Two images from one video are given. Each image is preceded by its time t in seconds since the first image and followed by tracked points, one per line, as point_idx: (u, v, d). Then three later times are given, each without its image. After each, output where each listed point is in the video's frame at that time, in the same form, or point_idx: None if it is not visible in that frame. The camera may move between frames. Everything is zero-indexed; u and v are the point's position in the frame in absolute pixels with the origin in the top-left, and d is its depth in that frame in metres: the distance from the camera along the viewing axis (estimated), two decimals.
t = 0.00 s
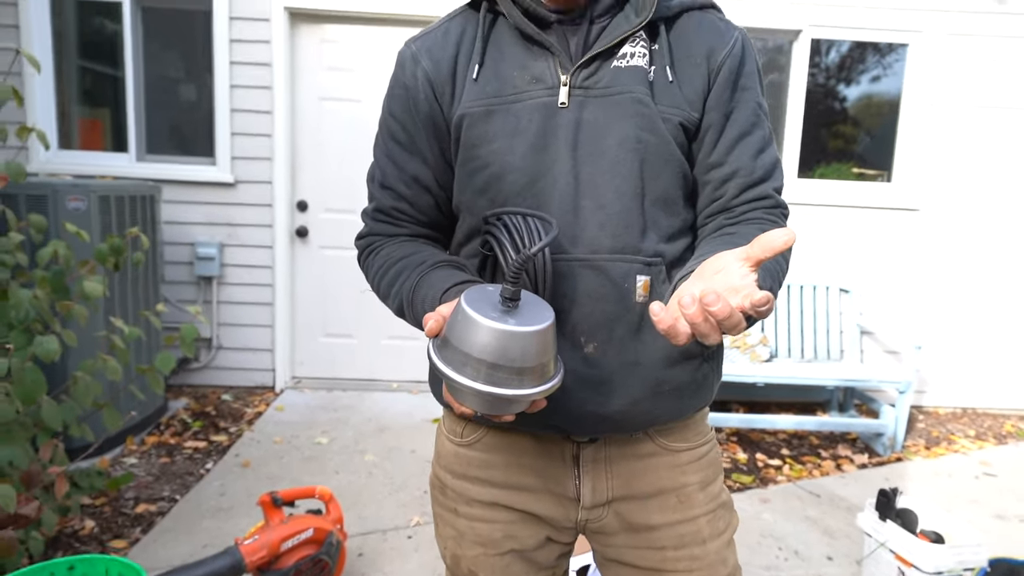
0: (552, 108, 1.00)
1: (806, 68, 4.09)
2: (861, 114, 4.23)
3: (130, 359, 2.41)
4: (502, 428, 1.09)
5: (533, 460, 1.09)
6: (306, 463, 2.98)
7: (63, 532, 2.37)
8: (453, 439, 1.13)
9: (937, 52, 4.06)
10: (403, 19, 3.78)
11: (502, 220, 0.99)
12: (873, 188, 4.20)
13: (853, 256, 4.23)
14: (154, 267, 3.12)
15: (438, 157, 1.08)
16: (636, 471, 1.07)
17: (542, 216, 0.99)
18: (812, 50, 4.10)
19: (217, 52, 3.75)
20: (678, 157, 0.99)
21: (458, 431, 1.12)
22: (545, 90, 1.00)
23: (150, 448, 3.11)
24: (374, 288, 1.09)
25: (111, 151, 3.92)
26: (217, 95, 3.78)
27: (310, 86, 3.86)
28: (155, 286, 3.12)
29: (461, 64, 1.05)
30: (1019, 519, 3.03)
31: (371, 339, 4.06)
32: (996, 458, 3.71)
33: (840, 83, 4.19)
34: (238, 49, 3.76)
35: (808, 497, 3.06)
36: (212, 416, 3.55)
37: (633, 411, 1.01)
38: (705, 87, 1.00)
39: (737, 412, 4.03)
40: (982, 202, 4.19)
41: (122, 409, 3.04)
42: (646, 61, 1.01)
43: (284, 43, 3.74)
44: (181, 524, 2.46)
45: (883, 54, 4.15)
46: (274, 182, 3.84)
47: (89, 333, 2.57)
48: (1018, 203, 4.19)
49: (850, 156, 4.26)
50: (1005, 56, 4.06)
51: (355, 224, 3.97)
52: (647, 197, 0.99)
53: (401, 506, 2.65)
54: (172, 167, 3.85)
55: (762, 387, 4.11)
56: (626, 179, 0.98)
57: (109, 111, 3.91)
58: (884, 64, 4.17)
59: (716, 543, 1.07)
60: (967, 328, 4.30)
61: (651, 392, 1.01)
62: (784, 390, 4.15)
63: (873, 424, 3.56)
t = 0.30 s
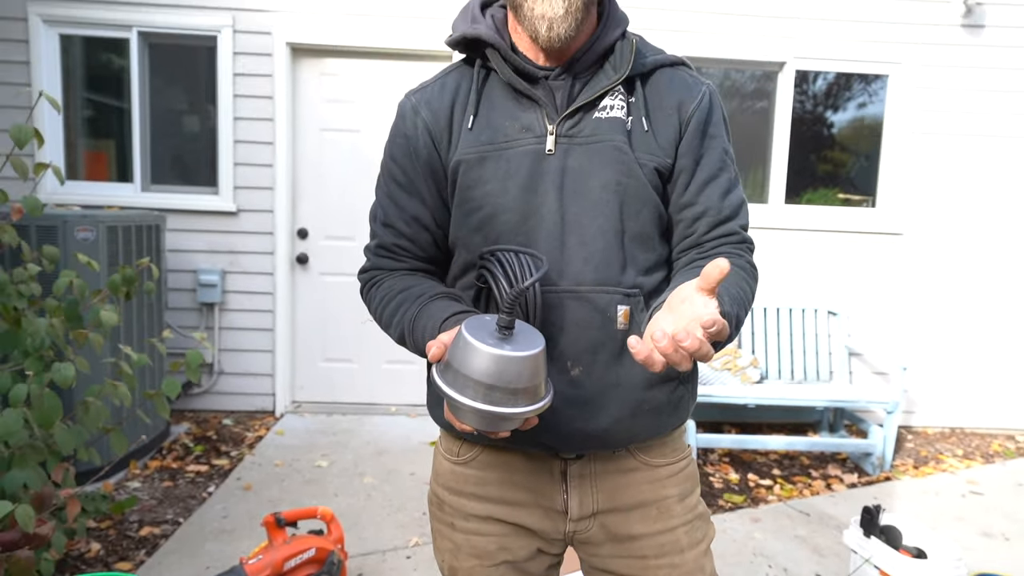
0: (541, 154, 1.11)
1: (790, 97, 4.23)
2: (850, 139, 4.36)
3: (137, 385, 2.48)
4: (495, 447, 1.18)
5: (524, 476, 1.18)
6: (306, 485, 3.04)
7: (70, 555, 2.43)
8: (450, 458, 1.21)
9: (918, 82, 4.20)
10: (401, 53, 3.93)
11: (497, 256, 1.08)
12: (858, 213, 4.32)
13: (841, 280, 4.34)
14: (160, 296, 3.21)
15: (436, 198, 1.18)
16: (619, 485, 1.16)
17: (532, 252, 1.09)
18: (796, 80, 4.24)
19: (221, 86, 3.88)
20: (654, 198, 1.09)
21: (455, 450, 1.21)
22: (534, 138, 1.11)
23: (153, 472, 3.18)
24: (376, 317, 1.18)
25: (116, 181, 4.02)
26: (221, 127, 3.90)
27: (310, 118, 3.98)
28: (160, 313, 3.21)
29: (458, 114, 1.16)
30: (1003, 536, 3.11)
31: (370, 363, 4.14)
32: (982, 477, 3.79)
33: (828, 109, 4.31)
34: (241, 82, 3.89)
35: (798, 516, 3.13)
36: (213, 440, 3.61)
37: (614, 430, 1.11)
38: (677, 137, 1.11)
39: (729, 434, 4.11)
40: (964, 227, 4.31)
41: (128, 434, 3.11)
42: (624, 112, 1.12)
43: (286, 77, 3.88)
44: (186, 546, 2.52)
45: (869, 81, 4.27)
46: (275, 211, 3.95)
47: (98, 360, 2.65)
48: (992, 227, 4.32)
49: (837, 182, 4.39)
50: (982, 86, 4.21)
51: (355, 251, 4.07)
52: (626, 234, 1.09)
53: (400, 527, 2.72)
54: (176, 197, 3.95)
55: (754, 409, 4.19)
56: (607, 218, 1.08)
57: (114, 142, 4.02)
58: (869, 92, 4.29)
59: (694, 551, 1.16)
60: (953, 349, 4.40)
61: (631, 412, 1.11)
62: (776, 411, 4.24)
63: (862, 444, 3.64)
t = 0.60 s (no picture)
0: (535, 207, 1.22)
1: (780, 136, 4.37)
2: (840, 173, 4.48)
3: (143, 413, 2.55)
4: (490, 474, 1.26)
5: (516, 502, 1.26)
6: (304, 512, 3.10)
7: None
8: (447, 485, 1.30)
9: (904, 122, 4.34)
10: (403, 90, 4.07)
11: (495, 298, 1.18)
12: (845, 249, 4.44)
13: (830, 313, 4.43)
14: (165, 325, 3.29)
15: (440, 244, 1.28)
16: (604, 511, 1.25)
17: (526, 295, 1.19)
18: (785, 119, 4.38)
19: (228, 121, 4.01)
20: (639, 247, 1.20)
21: (452, 478, 1.29)
22: (529, 192, 1.23)
23: (153, 498, 3.23)
24: (381, 352, 1.27)
25: (122, 212, 4.13)
26: (227, 161, 4.02)
27: (314, 152, 4.11)
28: (164, 341, 3.29)
29: (460, 169, 1.27)
30: (988, 567, 3.17)
31: (368, 392, 4.22)
32: (970, 509, 3.85)
33: (819, 144, 4.45)
34: (248, 118, 4.02)
35: (787, 546, 3.19)
36: (213, 467, 3.67)
37: (600, 459, 1.20)
38: (659, 192, 1.23)
39: (721, 464, 4.17)
40: (948, 263, 4.43)
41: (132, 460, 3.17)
42: (611, 169, 1.24)
43: (292, 113, 4.01)
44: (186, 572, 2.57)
45: (858, 119, 4.41)
46: (278, 242, 4.05)
47: (106, 388, 2.73)
48: (976, 263, 4.44)
49: (827, 218, 4.51)
50: (963, 127, 4.36)
51: (356, 282, 4.17)
52: (613, 279, 1.20)
53: (397, 554, 2.77)
54: (181, 228, 4.05)
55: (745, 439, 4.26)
56: (595, 264, 1.19)
57: (121, 173, 4.12)
58: (859, 128, 4.43)
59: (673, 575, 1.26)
60: (939, 382, 4.50)
61: (614, 443, 1.20)
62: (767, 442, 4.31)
63: (850, 475, 3.71)
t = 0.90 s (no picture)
0: (526, 261, 1.31)
1: (766, 177, 4.50)
2: (826, 208, 4.59)
3: (142, 454, 2.59)
4: (484, 514, 1.32)
5: (509, 540, 1.32)
6: (301, 553, 3.12)
7: None
8: (443, 524, 1.36)
9: (885, 163, 4.49)
10: (400, 135, 4.20)
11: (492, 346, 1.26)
12: (832, 287, 4.54)
13: (819, 350, 4.51)
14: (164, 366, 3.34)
15: (436, 295, 1.36)
16: (592, 548, 1.32)
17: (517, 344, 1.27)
18: (771, 162, 4.51)
19: (229, 166, 4.13)
20: (622, 299, 1.29)
21: (448, 517, 1.35)
22: (521, 248, 1.32)
23: (149, 539, 3.24)
24: (380, 396, 1.34)
25: (123, 253, 4.20)
26: (228, 203, 4.13)
27: (312, 196, 4.22)
28: (163, 382, 3.34)
29: (456, 225, 1.36)
30: None
31: (364, 431, 4.26)
32: (961, 544, 3.88)
33: (807, 183, 4.57)
34: (248, 162, 4.14)
35: None
36: (208, 507, 3.68)
37: (586, 498, 1.27)
38: (641, 249, 1.32)
39: (714, 501, 4.21)
40: (933, 300, 4.54)
41: (131, 501, 3.20)
42: (597, 227, 1.34)
43: (291, 159, 4.13)
44: None
45: (843, 158, 4.55)
46: (277, 283, 4.13)
47: (106, 429, 2.77)
48: (959, 300, 4.55)
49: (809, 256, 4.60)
50: (942, 169, 4.51)
51: (352, 322, 4.24)
52: (598, 329, 1.28)
53: None
54: (182, 270, 4.13)
55: (738, 476, 4.30)
56: (582, 315, 1.27)
57: (123, 216, 4.21)
58: (844, 168, 4.57)
59: None
60: (927, 418, 4.56)
61: (600, 483, 1.27)
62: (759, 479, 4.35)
63: (842, 511, 3.75)
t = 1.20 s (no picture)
0: (508, 284, 1.36)
1: (746, 193, 4.58)
2: (808, 226, 4.69)
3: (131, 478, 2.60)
4: (465, 530, 1.37)
5: (491, 555, 1.37)
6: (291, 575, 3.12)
7: None
8: (427, 540, 1.41)
9: (862, 178, 4.60)
10: (385, 158, 4.27)
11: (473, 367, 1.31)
12: (814, 300, 4.61)
13: (803, 362, 4.56)
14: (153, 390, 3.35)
15: (420, 317, 1.40)
16: (571, 561, 1.37)
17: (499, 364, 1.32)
18: (751, 178, 4.60)
19: (216, 190, 4.17)
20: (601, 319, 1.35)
21: (432, 533, 1.40)
22: (502, 271, 1.37)
23: (138, 565, 3.23)
24: (365, 415, 1.38)
25: (110, 278, 4.21)
26: (215, 227, 4.16)
27: (300, 219, 4.27)
28: (151, 406, 3.35)
29: (440, 249, 1.42)
30: None
31: (353, 451, 4.27)
32: (945, 552, 3.94)
33: (788, 199, 4.66)
34: (235, 187, 4.18)
35: None
36: (197, 532, 3.68)
37: (564, 512, 1.32)
38: (618, 272, 1.40)
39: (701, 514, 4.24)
40: (912, 311, 4.62)
41: (121, 526, 3.20)
42: (575, 252, 1.40)
43: (278, 183, 4.18)
44: None
45: (823, 173, 4.65)
46: (265, 305, 4.16)
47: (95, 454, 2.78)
48: (938, 311, 4.64)
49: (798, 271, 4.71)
50: (917, 183, 4.63)
51: (340, 342, 4.27)
52: (577, 349, 1.34)
53: None
54: (169, 294, 4.15)
55: (725, 489, 4.35)
56: (562, 335, 1.33)
57: (109, 241, 4.22)
58: (824, 183, 4.67)
59: None
60: (910, 427, 4.64)
61: (577, 497, 1.32)
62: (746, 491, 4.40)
63: (828, 521, 3.79)
